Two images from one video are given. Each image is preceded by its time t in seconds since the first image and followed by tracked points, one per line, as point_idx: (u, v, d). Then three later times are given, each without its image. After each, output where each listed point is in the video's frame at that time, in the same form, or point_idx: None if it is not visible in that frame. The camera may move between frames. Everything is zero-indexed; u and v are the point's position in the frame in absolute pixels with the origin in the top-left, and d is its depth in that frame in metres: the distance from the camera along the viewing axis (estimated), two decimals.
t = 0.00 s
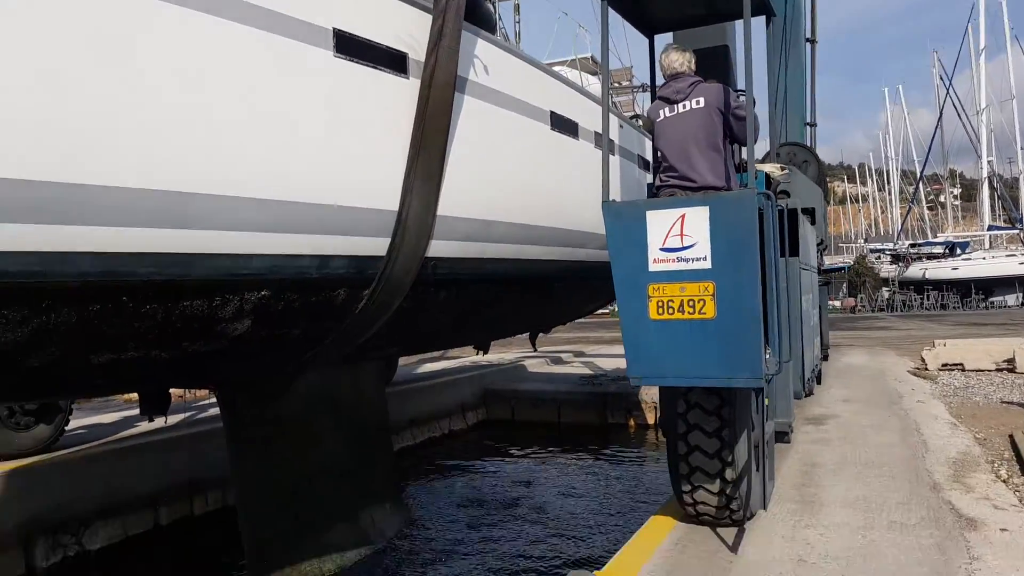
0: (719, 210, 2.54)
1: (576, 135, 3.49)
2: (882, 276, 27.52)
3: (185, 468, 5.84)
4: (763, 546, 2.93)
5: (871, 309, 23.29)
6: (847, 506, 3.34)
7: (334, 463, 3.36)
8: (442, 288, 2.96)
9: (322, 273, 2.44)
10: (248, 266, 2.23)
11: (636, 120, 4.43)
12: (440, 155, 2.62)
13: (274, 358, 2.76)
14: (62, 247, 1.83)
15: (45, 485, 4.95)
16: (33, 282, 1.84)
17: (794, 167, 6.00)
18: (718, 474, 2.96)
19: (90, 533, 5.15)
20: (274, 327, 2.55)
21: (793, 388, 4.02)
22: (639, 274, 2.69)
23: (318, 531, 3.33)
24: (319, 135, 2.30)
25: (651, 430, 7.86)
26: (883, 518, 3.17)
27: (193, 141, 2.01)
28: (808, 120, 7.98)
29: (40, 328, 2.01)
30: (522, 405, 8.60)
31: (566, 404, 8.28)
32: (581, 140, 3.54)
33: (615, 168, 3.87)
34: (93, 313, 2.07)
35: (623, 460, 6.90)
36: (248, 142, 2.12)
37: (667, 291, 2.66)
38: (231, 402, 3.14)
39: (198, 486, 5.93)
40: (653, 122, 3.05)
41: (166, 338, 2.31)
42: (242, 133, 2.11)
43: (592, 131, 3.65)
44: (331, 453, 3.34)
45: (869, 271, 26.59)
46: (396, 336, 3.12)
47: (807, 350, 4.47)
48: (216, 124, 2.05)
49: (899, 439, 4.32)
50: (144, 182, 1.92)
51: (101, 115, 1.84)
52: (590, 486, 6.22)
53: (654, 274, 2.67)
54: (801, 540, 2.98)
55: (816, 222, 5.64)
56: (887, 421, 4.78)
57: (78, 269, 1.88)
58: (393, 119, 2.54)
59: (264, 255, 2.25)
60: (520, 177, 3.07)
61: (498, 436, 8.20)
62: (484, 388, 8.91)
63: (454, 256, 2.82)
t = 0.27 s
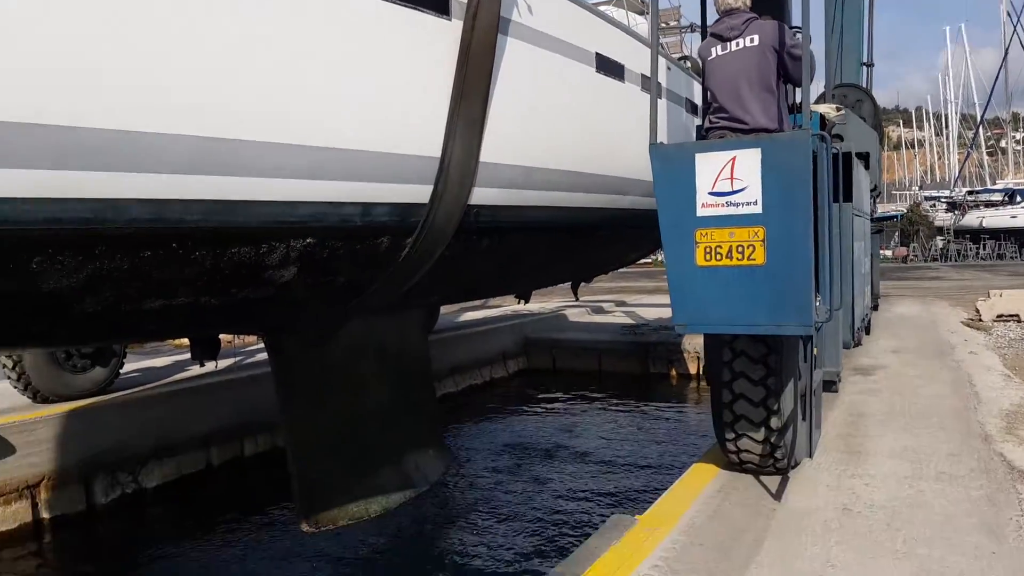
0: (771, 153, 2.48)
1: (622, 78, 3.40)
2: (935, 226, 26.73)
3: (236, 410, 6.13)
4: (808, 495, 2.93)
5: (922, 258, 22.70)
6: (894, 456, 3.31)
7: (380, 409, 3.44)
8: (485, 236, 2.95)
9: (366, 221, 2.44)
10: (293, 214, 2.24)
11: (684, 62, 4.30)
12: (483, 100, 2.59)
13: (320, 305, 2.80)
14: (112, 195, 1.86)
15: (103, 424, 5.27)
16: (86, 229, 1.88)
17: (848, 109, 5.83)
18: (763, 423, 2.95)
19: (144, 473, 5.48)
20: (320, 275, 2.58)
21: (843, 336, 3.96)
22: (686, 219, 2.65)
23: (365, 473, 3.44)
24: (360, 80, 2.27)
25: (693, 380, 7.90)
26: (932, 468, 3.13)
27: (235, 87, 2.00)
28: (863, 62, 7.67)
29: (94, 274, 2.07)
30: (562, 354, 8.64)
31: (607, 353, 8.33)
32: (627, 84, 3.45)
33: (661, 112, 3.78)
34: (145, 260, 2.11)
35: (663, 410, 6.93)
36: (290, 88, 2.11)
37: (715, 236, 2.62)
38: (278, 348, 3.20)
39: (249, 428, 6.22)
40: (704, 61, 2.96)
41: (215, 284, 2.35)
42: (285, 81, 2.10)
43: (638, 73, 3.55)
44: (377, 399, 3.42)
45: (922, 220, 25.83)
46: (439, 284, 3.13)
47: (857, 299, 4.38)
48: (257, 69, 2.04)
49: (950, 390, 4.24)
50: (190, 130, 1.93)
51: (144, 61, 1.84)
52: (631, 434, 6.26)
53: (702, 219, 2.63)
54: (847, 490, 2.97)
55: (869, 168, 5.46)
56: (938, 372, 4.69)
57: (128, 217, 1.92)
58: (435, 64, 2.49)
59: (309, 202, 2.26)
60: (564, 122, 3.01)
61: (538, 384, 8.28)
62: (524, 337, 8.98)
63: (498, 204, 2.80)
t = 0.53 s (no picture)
0: (832, 100, 2.40)
1: (676, 25, 3.29)
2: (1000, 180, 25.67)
3: (285, 360, 6.38)
4: (858, 453, 2.89)
5: (985, 214, 21.87)
6: (950, 415, 3.23)
7: (427, 362, 3.48)
8: (533, 189, 2.92)
9: (413, 174, 2.44)
10: (341, 166, 2.25)
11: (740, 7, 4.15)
12: (531, 47, 2.51)
13: (368, 258, 2.83)
14: (163, 147, 1.90)
15: (160, 370, 5.57)
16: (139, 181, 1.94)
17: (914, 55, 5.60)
18: (814, 379, 2.91)
19: (201, 419, 5.73)
20: (368, 228, 2.60)
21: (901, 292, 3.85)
22: (741, 169, 2.59)
23: (411, 425, 3.52)
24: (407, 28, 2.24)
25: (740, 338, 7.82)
26: (989, 429, 3.05)
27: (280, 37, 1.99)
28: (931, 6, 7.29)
29: (150, 226, 2.12)
30: (608, 309, 8.63)
31: (654, 309, 8.27)
32: (681, 31, 3.33)
33: (717, 60, 3.65)
34: (198, 213, 2.15)
35: (710, 368, 6.86)
36: (336, 37, 2.09)
37: (771, 187, 2.56)
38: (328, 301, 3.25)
39: (301, 377, 6.45)
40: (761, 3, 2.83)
41: (266, 238, 2.39)
42: (332, 30, 2.08)
43: (693, 20, 3.43)
44: (423, 353, 3.46)
45: (986, 174, 24.82)
46: (485, 239, 3.12)
47: (917, 254, 4.24)
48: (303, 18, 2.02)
49: (1011, 350, 4.10)
50: (238, 82, 1.95)
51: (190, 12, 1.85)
52: (676, 390, 6.23)
53: (757, 170, 2.57)
54: (899, 448, 2.92)
55: (933, 118, 5.24)
56: (999, 331, 4.54)
57: (179, 169, 1.96)
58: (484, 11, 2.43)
59: (356, 155, 2.26)
60: (616, 71, 2.93)
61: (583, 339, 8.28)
62: (569, 292, 8.96)
63: (545, 156, 2.77)
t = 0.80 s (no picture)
0: (893, 59, 2.36)
1: None
2: None
3: (330, 323, 6.56)
4: (908, 424, 2.84)
5: None
6: (1006, 387, 3.15)
7: (467, 327, 3.49)
8: (577, 154, 2.89)
9: (457, 138, 2.44)
10: (387, 130, 2.26)
11: None
12: (580, 6, 2.43)
13: (413, 223, 2.83)
14: (213, 110, 1.93)
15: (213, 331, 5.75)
16: (190, 145, 1.97)
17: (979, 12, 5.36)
18: (865, 348, 2.85)
19: (250, 379, 5.93)
20: (412, 192, 2.60)
21: (959, 259, 3.74)
22: (796, 131, 2.57)
23: (452, 389, 3.53)
24: None
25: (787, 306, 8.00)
26: None
27: None
28: None
29: (199, 189, 2.15)
30: (651, 276, 8.83)
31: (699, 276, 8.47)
32: None
33: (773, 20, 3.53)
34: (245, 177, 2.18)
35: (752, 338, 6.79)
36: None
37: (826, 150, 2.53)
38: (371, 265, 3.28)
39: (345, 340, 6.67)
40: None
41: (312, 201, 2.40)
42: None
43: None
44: (463, 317, 3.46)
45: None
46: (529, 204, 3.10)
47: (976, 222, 4.10)
48: None
49: None
50: (285, 45, 1.94)
51: None
52: (717, 360, 6.18)
53: (812, 132, 2.55)
54: (952, 420, 2.86)
55: (999, 79, 5.01)
56: None
57: (228, 132, 1.99)
58: None
59: (402, 118, 2.27)
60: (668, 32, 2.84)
61: (624, 305, 8.50)
62: (613, 259, 9.17)
63: (591, 120, 2.73)
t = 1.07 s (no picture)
0: (949, 29, 2.29)
1: None
2: None
3: (368, 299, 6.65)
4: (953, 406, 2.79)
5: None
6: None
7: (502, 304, 3.50)
8: (616, 130, 2.86)
9: (497, 114, 2.44)
10: (427, 106, 2.28)
11: None
12: None
13: (451, 201, 2.83)
14: (257, 87, 1.96)
15: (252, 305, 5.87)
16: (234, 121, 2.01)
17: None
18: (910, 329, 2.80)
19: (287, 352, 6.10)
20: (451, 170, 2.61)
21: (1011, 238, 3.64)
22: (845, 105, 2.52)
23: (487, 366, 3.54)
24: None
25: (827, 285, 8.34)
26: None
27: None
28: None
29: (242, 166, 2.17)
30: (687, 255, 9.27)
31: (736, 256, 8.89)
32: None
33: None
34: (288, 153, 2.20)
35: (784, 327, 6.76)
36: None
37: (875, 124, 2.48)
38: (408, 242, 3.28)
39: (382, 316, 6.77)
40: None
41: (353, 178, 2.42)
42: None
43: None
44: (499, 295, 3.47)
45: None
46: (567, 182, 3.08)
47: None
48: None
49: None
50: (326, 20, 1.94)
51: None
52: (750, 347, 6.15)
53: (861, 105, 2.49)
54: (999, 403, 2.80)
55: None
56: None
57: (272, 109, 2.02)
58: None
59: (442, 95, 2.28)
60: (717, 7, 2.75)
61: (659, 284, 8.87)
62: (649, 238, 9.58)
63: (631, 95, 2.70)
